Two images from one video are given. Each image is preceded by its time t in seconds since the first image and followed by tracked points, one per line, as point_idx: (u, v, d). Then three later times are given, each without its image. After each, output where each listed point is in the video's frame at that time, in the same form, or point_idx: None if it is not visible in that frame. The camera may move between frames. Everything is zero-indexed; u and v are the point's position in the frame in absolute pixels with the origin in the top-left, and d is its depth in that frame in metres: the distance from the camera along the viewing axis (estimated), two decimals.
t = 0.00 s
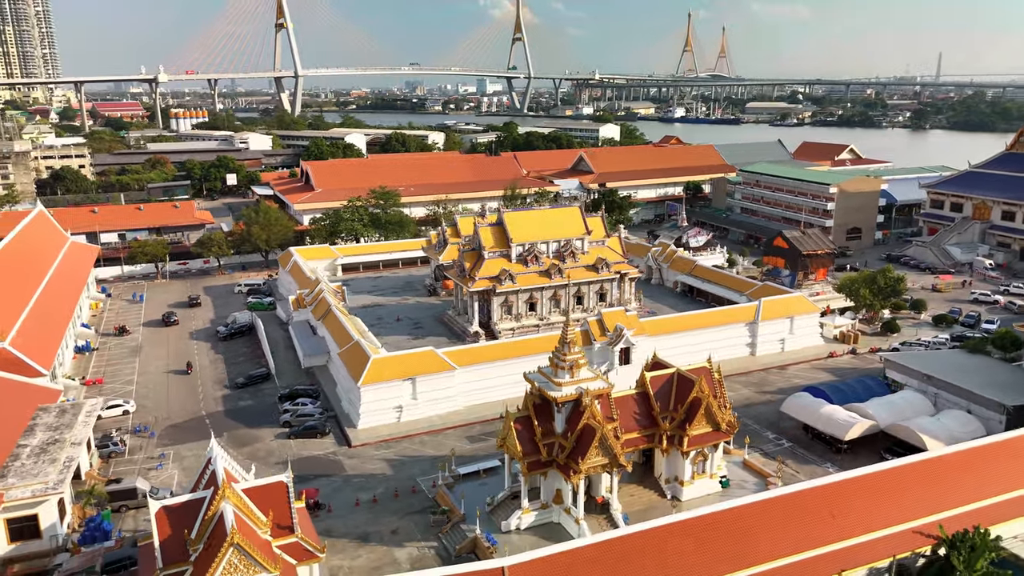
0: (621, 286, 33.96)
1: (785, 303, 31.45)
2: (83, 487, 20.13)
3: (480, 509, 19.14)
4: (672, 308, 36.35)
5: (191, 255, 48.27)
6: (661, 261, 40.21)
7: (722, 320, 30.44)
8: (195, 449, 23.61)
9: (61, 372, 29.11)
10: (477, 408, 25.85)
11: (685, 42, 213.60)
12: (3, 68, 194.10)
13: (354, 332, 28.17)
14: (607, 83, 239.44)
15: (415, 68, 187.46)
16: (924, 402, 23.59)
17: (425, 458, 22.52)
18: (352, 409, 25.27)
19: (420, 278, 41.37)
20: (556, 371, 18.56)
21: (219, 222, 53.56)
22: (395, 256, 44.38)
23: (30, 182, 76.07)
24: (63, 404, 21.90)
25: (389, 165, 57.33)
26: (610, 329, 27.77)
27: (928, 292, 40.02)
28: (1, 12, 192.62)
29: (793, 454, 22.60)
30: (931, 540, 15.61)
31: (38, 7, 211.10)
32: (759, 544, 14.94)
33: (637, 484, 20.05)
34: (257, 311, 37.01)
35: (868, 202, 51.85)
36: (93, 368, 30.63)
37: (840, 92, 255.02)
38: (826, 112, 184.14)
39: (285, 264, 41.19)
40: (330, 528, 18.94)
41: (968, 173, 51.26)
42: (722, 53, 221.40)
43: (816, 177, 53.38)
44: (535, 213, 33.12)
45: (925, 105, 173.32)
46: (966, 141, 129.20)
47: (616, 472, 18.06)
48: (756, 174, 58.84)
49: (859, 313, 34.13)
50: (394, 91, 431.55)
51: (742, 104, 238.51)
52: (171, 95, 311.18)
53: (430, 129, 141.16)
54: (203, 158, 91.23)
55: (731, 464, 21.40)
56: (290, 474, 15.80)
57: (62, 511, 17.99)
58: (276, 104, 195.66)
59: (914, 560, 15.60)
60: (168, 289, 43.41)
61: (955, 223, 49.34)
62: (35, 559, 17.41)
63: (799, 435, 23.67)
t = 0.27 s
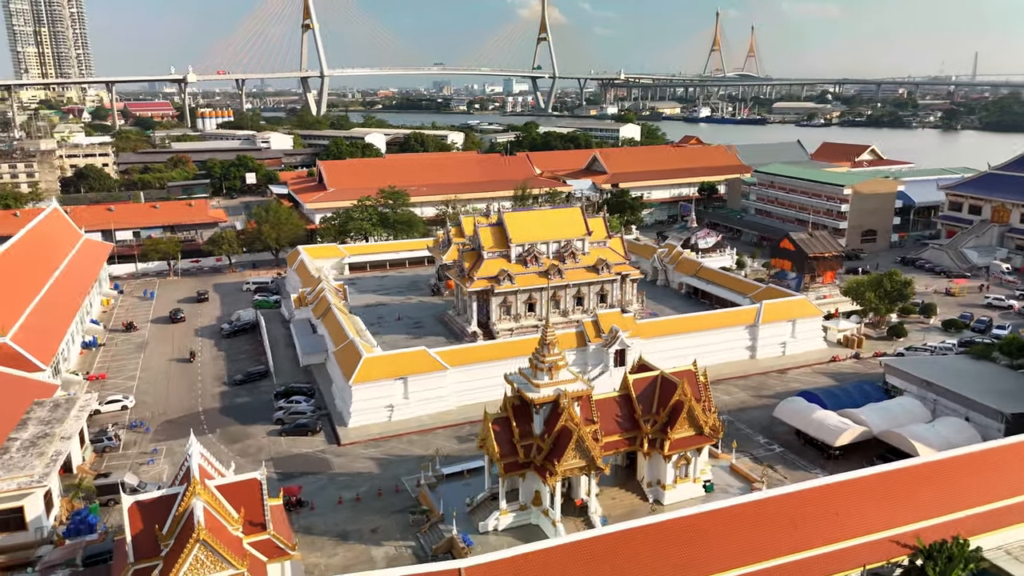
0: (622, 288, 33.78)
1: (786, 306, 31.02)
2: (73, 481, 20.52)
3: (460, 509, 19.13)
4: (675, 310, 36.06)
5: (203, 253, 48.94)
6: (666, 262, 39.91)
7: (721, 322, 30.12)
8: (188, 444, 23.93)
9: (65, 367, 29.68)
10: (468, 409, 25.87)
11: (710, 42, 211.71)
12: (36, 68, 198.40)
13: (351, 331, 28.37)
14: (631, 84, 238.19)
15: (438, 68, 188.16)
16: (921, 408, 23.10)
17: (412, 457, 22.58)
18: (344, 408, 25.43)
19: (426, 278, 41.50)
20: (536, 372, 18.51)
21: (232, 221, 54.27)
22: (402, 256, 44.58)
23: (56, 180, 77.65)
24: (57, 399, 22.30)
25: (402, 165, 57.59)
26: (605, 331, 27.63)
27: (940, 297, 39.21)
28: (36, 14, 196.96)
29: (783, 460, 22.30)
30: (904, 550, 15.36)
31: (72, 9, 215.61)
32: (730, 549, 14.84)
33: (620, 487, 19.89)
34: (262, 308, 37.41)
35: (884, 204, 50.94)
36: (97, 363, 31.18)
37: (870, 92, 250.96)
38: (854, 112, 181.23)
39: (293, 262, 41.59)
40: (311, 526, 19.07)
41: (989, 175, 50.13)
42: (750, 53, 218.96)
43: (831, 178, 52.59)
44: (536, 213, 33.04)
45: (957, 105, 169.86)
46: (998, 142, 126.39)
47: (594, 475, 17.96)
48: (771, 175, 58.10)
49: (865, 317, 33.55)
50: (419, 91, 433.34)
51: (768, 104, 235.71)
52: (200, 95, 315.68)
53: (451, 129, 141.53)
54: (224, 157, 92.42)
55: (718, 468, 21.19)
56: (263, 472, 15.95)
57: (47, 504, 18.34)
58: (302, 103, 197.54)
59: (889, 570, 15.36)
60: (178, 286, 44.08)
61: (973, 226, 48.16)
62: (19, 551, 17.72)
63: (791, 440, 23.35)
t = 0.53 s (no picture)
0: (622, 289, 33.57)
1: (787, 309, 30.57)
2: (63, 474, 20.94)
3: (437, 509, 19.15)
4: (678, 312, 35.75)
5: (216, 251, 49.65)
6: (672, 264, 39.59)
7: (720, 325, 29.77)
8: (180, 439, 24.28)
9: (70, 362, 30.30)
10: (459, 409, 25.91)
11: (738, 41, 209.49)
12: (71, 68, 203.06)
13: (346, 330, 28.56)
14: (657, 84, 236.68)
15: (462, 68, 188.78)
16: (916, 415, 22.63)
17: (398, 456, 22.67)
18: (336, 406, 25.62)
19: (431, 278, 41.64)
20: (513, 374, 18.44)
21: (247, 219, 55.01)
22: (409, 255, 44.76)
23: (81, 178, 79.33)
24: (51, 394, 22.78)
25: (415, 164, 57.82)
26: (599, 332, 27.49)
27: (953, 301, 38.35)
28: (71, 15, 201.51)
29: (771, 465, 22.00)
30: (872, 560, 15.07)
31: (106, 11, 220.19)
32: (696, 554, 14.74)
33: (599, 491, 19.76)
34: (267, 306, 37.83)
35: (901, 206, 49.93)
36: (102, 358, 31.81)
37: (903, 92, 246.33)
38: (885, 112, 177.98)
39: (300, 261, 42.03)
40: (290, 522, 19.24)
41: (1010, 177, 48.91)
42: (780, 53, 216.33)
43: (846, 179, 51.72)
44: (536, 213, 32.96)
45: (992, 106, 165.98)
46: None
47: (569, 477, 17.89)
48: (787, 176, 57.29)
49: (871, 322, 32.94)
50: (446, 91, 434.88)
51: (798, 104, 232.51)
52: (231, 95, 320.37)
53: (473, 129, 141.96)
54: (246, 156, 93.67)
55: (701, 473, 20.98)
56: (235, 468, 16.11)
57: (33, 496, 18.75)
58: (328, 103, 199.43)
59: None
60: (190, 284, 44.79)
61: (992, 229, 46.71)
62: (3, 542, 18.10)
63: (781, 446, 23.02)
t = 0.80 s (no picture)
0: (622, 291, 33.36)
1: (788, 312, 30.13)
2: (56, 467, 21.39)
3: (416, 509, 19.19)
4: (680, 314, 35.44)
5: (228, 249, 50.34)
6: (677, 265, 39.26)
7: (719, 327, 29.43)
8: (174, 435, 24.65)
9: (75, 357, 30.90)
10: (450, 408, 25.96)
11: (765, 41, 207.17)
12: (105, 69, 207.34)
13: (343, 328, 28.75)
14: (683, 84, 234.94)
15: (486, 68, 189.13)
16: (910, 423, 22.19)
17: (385, 455, 22.77)
18: (328, 403, 25.82)
19: (436, 277, 41.78)
20: (491, 374, 18.40)
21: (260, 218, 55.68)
22: (416, 254, 44.89)
23: (105, 176, 81.00)
24: (47, 388, 23.25)
25: (427, 164, 58.01)
26: (593, 334, 27.37)
27: (965, 306, 37.52)
28: (105, 17, 205.75)
29: (759, 471, 21.74)
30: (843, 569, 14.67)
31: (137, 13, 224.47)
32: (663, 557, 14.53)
33: (579, 493, 19.66)
34: (273, 304, 38.23)
35: (918, 208, 48.90)
36: (108, 354, 32.42)
37: (936, 92, 241.51)
38: (916, 113, 174.61)
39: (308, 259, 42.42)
40: (271, 519, 19.43)
41: None
42: (809, 52, 213.23)
43: (861, 181, 50.86)
44: (536, 213, 32.90)
45: None
46: None
47: (545, 479, 17.84)
48: (802, 178, 56.45)
49: (876, 326, 32.36)
50: (472, 91, 435.94)
51: (827, 104, 229.09)
52: (258, 95, 324.54)
53: (494, 130, 142.16)
54: (267, 155, 94.79)
55: (685, 477, 20.79)
56: (210, 464, 16.34)
57: (21, 489, 19.17)
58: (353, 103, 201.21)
59: None
60: (201, 281, 45.47)
61: (1011, 233, 45.51)
62: None
63: (771, 451, 22.73)
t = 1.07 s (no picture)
0: (623, 292, 33.15)
1: (789, 316, 29.67)
2: (49, 460, 21.88)
3: (394, 508, 19.24)
4: (683, 316, 35.11)
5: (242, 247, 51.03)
6: (683, 267, 38.89)
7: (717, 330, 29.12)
8: (168, 429, 25.06)
9: (82, 352, 31.59)
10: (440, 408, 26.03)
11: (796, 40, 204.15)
12: (140, 69, 211.58)
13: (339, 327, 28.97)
14: (711, 84, 232.69)
15: (511, 68, 189.13)
16: (902, 430, 21.73)
17: (371, 453, 22.90)
18: (320, 401, 26.04)
19: (442, 277, 41.89)
20: (468, 375, 18.38)
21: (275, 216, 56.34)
22: (424, 254, 45.01)
23: (130, 175, 82.59)
24: (45, 381, 23.80)
25: (440, 164, 58.17)
26: (587, 335, 27.22)
27: (979, 311, 36.60)
28: (140, 18, 210.02)
29: (745, 476, 21.46)
30: None
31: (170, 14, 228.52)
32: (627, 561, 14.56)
33: (558, 495, 19.54)
34: (279, 301, 38.68)
35: (936, 210, 47.81)
36: (114, 349, 33.08)
37: (972, 92, 235.91)
38: (950, 113, 170.63)
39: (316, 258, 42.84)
40: (252, 514, 19.65)
41: None
42: (840, 50, 209.52)
43: (879, 183, 49.89)
44: (536, 214, 32.82)
45: None
46: None
47: (520, 480, 17.80)
48: (819, 179, 55.46)
49: (881, 331, 31.74)
50: (499, 91, 436.38)
51: (859, 104, 225.00)
52: (288, 95, 328.34)
53: (517, 130, 142.15)
54: (289, 155, 95.89)
55: (668, 481, 20.59)
56: (184, 459, 16.57)
57: (11, 480, 19.62)
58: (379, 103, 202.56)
59: None
60: (213, 278, 46.14)
61: None
62: None
63: (760, 456, 22.42)
